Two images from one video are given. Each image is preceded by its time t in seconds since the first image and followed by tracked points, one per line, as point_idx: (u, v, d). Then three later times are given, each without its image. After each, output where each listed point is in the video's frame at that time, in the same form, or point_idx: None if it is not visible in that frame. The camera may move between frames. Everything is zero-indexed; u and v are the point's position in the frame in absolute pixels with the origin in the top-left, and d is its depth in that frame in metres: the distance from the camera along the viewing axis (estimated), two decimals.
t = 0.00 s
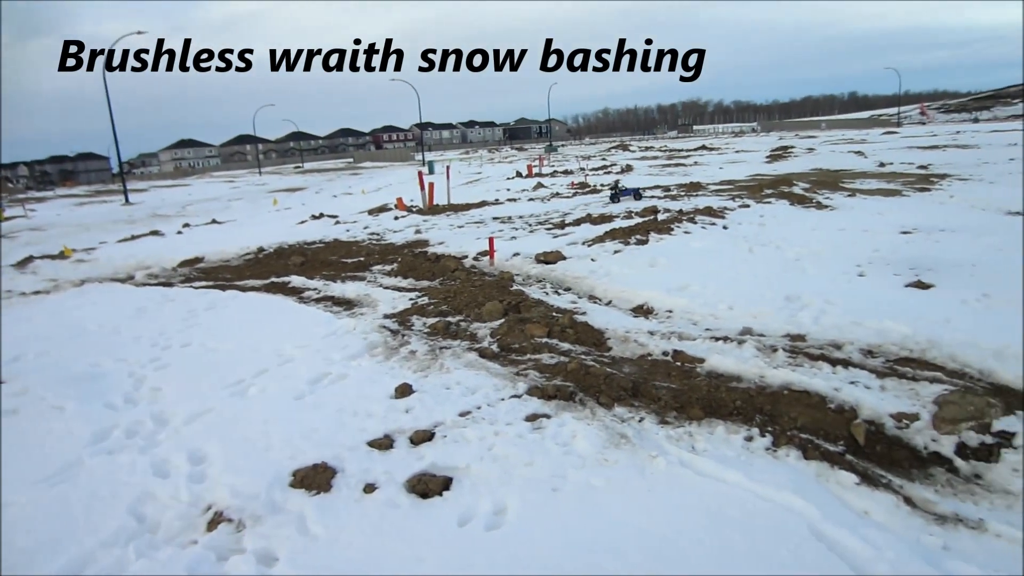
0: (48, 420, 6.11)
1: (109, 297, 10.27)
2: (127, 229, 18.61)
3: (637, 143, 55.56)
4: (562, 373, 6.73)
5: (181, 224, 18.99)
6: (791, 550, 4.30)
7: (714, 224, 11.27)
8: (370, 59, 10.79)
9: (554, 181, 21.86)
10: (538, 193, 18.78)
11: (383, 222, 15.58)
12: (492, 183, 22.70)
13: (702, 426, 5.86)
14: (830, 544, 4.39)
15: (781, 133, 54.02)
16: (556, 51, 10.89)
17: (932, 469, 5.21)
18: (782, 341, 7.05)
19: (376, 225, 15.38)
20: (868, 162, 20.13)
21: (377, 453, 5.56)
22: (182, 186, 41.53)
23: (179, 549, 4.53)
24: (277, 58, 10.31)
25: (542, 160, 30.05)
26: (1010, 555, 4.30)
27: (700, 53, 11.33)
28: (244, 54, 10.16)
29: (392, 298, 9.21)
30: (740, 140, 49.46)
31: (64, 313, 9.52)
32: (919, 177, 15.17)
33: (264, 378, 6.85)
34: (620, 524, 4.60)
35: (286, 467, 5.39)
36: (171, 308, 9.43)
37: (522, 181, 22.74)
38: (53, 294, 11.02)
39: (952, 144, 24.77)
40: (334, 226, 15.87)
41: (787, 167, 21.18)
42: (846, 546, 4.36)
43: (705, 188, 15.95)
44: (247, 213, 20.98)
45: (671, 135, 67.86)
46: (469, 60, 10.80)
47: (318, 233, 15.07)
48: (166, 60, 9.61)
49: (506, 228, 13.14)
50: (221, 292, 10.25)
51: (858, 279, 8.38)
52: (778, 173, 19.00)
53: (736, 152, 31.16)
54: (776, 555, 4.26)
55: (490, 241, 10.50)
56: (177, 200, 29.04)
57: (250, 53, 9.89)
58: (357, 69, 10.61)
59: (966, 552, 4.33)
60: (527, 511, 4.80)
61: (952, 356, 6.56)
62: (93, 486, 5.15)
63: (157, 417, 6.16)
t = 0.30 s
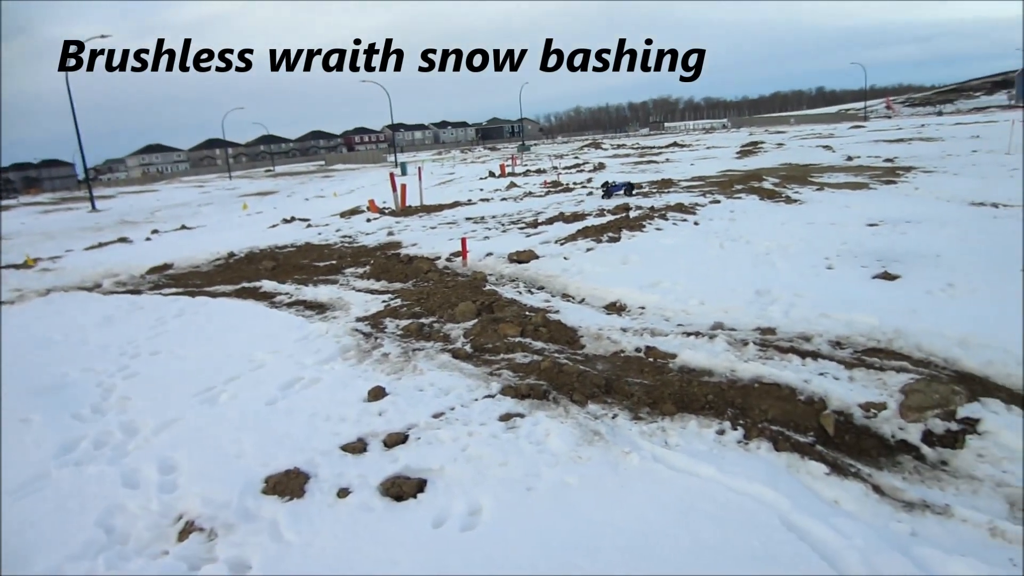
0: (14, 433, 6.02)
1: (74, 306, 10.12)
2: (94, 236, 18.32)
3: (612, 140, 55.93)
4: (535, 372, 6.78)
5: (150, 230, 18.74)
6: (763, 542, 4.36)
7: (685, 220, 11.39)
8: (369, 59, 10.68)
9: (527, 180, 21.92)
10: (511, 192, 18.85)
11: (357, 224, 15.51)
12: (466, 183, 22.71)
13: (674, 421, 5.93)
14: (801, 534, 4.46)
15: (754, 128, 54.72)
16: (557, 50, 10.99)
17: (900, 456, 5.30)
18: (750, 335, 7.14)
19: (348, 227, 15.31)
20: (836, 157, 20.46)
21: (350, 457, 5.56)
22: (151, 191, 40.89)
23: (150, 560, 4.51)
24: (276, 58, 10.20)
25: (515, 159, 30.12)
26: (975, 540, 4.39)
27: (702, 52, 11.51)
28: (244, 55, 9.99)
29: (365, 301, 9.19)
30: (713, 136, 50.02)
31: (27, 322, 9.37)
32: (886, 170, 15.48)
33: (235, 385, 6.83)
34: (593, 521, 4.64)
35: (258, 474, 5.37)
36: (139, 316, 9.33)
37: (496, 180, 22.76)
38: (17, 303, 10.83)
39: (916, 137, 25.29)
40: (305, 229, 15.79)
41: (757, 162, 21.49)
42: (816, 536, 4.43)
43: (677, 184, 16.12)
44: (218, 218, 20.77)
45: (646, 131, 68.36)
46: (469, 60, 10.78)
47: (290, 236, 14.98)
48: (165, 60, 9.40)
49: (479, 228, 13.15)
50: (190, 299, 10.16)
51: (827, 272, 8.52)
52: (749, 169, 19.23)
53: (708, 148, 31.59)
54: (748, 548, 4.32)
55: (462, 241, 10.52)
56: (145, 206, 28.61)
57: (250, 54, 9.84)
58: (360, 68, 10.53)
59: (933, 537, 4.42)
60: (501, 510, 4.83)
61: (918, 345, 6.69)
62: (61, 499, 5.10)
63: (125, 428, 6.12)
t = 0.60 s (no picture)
0: None
1: (47, 301, 9.97)
2: (68, 231, 18.03)
3: (594, 139, 56.19)
4: (514, 370, 6.81)
5: (126, 225, 18.47)
6: (739, 540, 4.41)
7: (665, 219, 11.46)
8: (369, 59, 10.63)
9: (508, 178, 21.94)
10: (493, 190, 18.86)
11: (337, 221, 15.42)
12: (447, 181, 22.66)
13: (652, 419, 5.97)
14: (776, 531, 4.51)
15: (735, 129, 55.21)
16: (557, 51, 10.79)
17: (873, 456, 5.37)
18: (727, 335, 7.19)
19: (329, 223, 15.22)
20: (815, 158, 20.69)
21: (327, 453, 5.55)
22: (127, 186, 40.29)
23: (123, 556, 4.47)
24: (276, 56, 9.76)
25: (497, 157, 30.13)
26: (946, 539, 4.46)
27: (702, 54, 11.37)
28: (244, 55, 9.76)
29: (344, 297, 9.16)
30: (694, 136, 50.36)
31: None
32: (863, 172, 15.69)
33: (211, 381, 6.79)
34: (571, 519, 4.66)
35: (234, 469, 5.34)
36: (114, 311, 9.22)
37: (477, 178, 22.71)
38: None
39: (893, 140, 25.65)
40: (285, 226, 15.67)
41: (737, 163, 21.71)
42: (790, 534, 4.48)
43: (657, 183, 16.24)
44: (196, 214, 20.53)
45: (629, 131, 68.69)
46: (470, 61, 10.59)
47: (270, 232, 14.86)
48: (165, 61, 9.24)
49: (459, 226, 13.14)
50: (166, 294, 10.06)
51: (804, 272, 8.62)
52: (729, 169, 19.40)
53: (688, 149, 31.85)
54: (724, 546, 4.36)
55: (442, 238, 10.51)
56: (121, 200, 28.19)
57: (250, 55, 9.40)
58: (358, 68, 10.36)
59: (905, 536, 4.49)
60: (479, 507, 4.84)
61: (892, 345, 6.79)
62: (32, 494, 5.04)
63: (100, 424, 6.06)
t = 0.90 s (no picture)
0: None
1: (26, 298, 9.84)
2: (49, 227, 17.82)
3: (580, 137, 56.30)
4: (499, 366, 6.82)
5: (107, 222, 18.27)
6: (722, 535, 4.45)
7: (650, 216, 11.52)
8: (370, 59, 10.62)
9: (493, 175, 21.93)
10: (479, 187, 18.85)
11: (322, 218, 15.34)
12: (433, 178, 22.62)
13: (637, 416, 6.00)
14: (759, 526, 4.55)
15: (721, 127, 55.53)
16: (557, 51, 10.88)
17: (856, 451, 5.42)
18: (711, 331, 7.24)
19: (314, 220, 15.14)
20: (798, 155, 20.86)
21: (312, 450, 5.53)
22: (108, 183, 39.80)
23: (105, 554, 4.44)
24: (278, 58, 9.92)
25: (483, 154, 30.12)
26: (927, 532, 4.52)
27: (704, 53, 11.43)
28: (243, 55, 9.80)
29: (328, 294, 9.13)
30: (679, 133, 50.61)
31: None
32: (846, 169, 15.84)
33: (195, 378, 6.75)
34: (556, 515, 4.67)
35: (218, 467, 5.32)
36: (96, 309, 9.14)
37: (462, 175, 22.67)
38: None
39: (875, 137, 25.90)
40: (269, 223, 15.57)
41: (722, 160, 21.85)
42: (773, 528, 4.53)
43: (643, 180, 16.31)
44: (179, 211, 20.34)
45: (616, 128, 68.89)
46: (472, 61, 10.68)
47: (255, 229, 14.77)
48: (165, 60, 9.13)
49: (444, 223, 13.14)
50: (148, 292, 9.98)
51: (787, 269, 8.70)
52: (712, 167, 19.49)
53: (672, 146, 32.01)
54: (708, 541, 4.40)
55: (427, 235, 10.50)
56: (101, 197, 27.88)
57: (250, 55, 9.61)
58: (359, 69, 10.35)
59: (887, 530, 4.54)
60: (464, 504, 4.85)
61: (874, 341, 6.87)
62: (13, 493, 4.98)
63: (82, 422, 6.01)
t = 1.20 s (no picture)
0: None
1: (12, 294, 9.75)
2: (34, 224, 17.64)
3: (569, 132, 56.35)
4: (490, 359, 6.83)
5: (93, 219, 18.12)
6: (713, 526, 4.47)
7: (639, 209, 11.55)
8: (369, 59, 10.66)
9: (482, 169, 21.90)
10: (468, 181, 18.83)
11: (311, 213, 15.27)
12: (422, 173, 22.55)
13: (627, 408, 6.02)
14: (749, 517, 4.58)
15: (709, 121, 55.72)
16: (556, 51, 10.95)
17: (845, 442, 5.46)
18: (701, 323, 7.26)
19: (302, 216, 15.07)
20: (786, 148, 20.96)
21: (302, 445, 5.52)
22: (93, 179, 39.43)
23: (95, 550, 4.42)
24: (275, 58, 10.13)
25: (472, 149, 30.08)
26: (915, 521, 4.56)
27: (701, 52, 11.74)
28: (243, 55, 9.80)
29: (318, 289, 9.11)
30: (668, 127, 50.69)
31: None
32: (834, 161, 15.92)
33: (185, 373, 6.73)
34: (548, 507, 4.69)
35: (209, 461, 5.30)
36: (83, 305, 9.07)
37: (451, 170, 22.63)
38: None
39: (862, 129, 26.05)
40: (257, 218, 15.50)
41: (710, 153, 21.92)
42: (764, 519, 4.56)
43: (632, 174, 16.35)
44: (166, 207, 20.18)
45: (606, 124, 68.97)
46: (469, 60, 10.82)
47: (243, 225, 14.69)
48: (165, 60, 9.09)
49: (433, 217, 13.11)
50: (136, 287, 9.91)
51: (776, 261, 8.74)
52: (701, 160, 19.54)
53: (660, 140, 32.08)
54: (699, 532, 4.43)
55: (416, 229, 10.48)
56: (86, 194, 27.62)
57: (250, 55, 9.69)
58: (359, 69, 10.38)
59: (876, 519, 4.58)
60: (456, 496, 4.85)
61: (863, 332, 6.92)
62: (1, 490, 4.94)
63: (70, 418, 5.97)
